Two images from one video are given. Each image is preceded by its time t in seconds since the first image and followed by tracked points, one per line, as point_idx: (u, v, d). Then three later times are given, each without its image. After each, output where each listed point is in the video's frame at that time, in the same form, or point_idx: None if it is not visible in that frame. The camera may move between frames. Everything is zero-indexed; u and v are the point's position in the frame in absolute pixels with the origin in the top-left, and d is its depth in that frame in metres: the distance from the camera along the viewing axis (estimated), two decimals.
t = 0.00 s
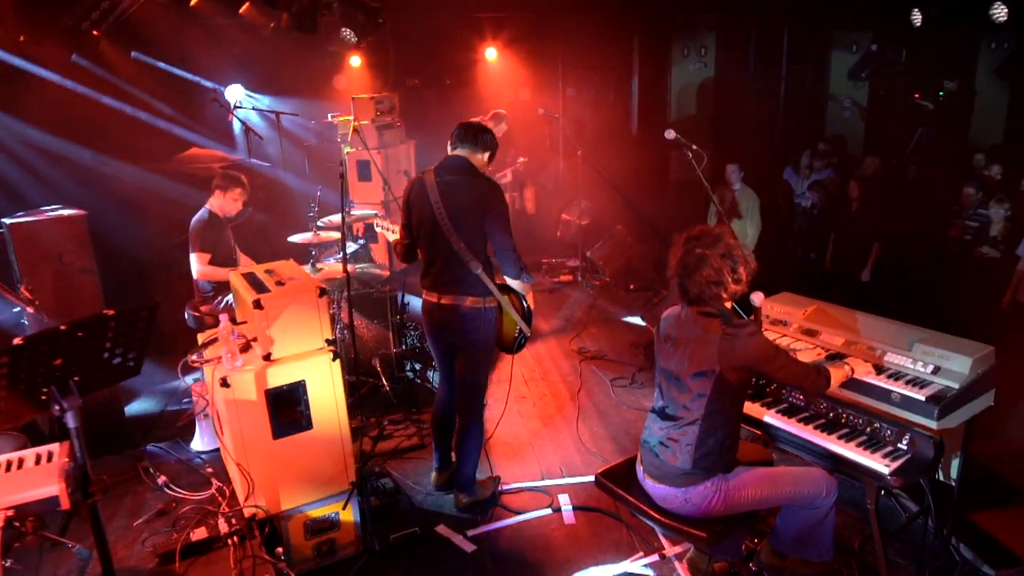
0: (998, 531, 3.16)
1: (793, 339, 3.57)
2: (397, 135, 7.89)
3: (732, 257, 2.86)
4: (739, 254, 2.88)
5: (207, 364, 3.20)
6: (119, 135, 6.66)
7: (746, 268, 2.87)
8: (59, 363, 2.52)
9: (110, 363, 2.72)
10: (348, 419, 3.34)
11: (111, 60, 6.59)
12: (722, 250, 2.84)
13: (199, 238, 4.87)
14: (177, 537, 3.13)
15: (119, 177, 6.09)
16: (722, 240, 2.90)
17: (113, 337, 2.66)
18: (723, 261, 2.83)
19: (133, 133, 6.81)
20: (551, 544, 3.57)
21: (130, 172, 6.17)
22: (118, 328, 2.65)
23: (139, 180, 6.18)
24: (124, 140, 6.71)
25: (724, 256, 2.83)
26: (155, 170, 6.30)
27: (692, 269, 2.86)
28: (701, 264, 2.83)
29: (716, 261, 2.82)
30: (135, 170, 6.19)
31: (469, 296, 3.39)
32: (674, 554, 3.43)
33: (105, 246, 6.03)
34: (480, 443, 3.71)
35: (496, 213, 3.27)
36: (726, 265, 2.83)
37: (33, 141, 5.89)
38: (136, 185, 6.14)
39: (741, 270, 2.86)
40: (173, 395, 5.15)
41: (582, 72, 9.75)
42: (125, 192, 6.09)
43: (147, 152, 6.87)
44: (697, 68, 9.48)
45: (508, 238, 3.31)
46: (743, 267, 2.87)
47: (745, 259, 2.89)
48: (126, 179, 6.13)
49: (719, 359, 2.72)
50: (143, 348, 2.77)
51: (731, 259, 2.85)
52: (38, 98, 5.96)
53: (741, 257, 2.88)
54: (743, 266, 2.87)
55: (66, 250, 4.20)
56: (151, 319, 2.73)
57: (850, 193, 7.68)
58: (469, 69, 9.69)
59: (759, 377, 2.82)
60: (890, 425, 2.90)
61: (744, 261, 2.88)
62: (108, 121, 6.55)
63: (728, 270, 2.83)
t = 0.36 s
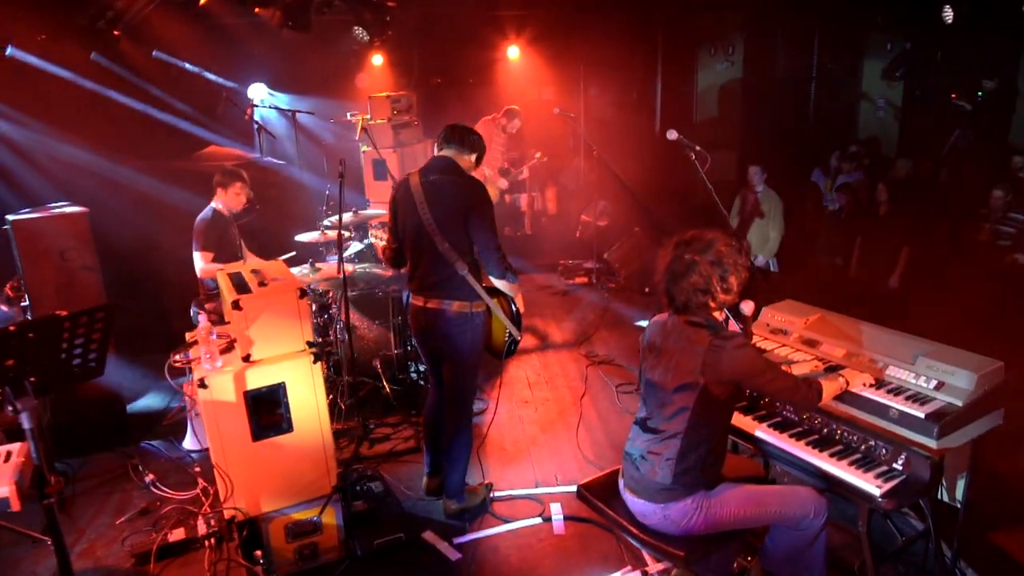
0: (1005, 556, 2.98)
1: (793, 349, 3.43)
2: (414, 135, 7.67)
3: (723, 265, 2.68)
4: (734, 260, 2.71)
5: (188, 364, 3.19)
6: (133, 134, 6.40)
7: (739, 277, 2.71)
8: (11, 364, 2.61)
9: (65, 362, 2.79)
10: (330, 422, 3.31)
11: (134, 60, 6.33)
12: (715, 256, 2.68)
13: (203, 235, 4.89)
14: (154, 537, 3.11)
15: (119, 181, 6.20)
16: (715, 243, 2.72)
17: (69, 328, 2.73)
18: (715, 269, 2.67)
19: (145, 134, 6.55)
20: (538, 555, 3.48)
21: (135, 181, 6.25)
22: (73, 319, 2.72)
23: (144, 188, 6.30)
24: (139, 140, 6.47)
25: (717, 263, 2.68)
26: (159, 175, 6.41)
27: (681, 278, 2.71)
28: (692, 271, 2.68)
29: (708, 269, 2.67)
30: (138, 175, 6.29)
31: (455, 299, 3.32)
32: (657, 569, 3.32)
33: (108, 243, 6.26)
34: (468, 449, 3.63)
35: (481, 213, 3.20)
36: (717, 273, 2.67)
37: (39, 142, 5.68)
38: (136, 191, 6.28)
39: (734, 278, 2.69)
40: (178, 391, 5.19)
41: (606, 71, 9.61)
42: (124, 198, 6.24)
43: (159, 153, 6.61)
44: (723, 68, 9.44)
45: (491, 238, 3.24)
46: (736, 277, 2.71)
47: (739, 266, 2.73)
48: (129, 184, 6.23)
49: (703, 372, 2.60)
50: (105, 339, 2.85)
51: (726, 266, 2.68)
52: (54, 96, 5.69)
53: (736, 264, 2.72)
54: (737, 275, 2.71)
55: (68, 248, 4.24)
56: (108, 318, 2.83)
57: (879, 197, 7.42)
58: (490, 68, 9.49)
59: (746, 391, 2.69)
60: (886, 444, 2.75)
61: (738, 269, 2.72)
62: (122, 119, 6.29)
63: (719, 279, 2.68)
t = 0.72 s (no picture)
0: None
1: (790, 359, 3.30)
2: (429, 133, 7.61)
3: (708, 271, 2.55)
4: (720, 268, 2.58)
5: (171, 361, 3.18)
6: (146, 131, 6.45)
7: (726, 285, 2.59)
8: None
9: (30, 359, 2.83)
10: (312, 422, 3.28)
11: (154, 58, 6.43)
12: (700, 262, 2.55)
13: (207, 232, 4.90)
14: (134, 534, 3.12)
15: (125, 183, 6.37)
16: (701, 249, 2.59)
17: (28, 324, 2.77)
18: (700, 276, 2.55)
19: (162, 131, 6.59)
20: (523, 563, 3.41)
21: (134, 182, 6.39)
22: (31, 316, 2.75)
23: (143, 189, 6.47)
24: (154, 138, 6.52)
25: (702, 269, 2.55)
26: (162, 176, 6.58)
27: (664, 285, 2.59)
28: (675, 277, 2.56)
29: (693, 276, 2.54)
30: (141, 178, 6.47)
31: (440, 302, 3.28)
32: None
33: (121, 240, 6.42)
34: (455, 454, 3.58)
35: (466, 212, 3.15)
36: (702, 280, 2.54)
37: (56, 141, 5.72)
38: (139, 193, 6.47)
39: (721, 286, 2.56)
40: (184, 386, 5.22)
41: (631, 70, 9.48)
42: (130, 199, 6.41)
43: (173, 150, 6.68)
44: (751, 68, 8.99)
45: (476, 238, 3.17)
46: (723, 286, 2.58)
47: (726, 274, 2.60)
48: (134, 187, 6.43)
49: (682, 384, 2.49)
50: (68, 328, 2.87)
51: (712, 274, 2.55)
52: (69, 92, 5.71)
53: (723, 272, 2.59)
54: (724, 283, 2.58)
55: (72, 243, 4.27)
56: (68, 312, 2.84)
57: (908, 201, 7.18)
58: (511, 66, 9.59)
59: (728, 403, 2.58)
60: (876, 462, 2.62)
61: (725, 277, 2.59)
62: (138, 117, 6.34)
63: (704, 288, 2.55)
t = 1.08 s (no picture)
0: None
1: (784, 369, 3.18)
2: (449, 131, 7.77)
3: (686, 277, 2.47)
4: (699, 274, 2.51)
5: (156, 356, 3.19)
6: (163, 128, 6.54)
7: (705, 293, 2.52)
8: None
9: None
10: (295, 422, 3.26)
11: (178, 55, 6.48)
12: (677, 268, 2.48)
13: (215, 228, 4.93)
14: (116, 527, 3.13)
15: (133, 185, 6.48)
16: (679, 254, 2.52)
17: None
18: (677, 282, 2.47)
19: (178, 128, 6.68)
20: (506, 569, 3.35)
21: (137, 185, 6.50)
22: None
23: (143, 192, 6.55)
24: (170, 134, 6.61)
25: (679, 275, 2.47)
26: (171, 178, 6.71)
27: (639, 290, 2.52)
28: (652, 283, 2.49)
29: (670, 282, 2.47)
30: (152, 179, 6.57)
31: (426, 302, 3.24)
32: None
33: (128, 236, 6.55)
34: (442, 456, 3.53)
35: (450, 212, 3.11)
36: (678, 287, 2.47)
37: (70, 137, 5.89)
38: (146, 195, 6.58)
39: (700, 294, 2.49)
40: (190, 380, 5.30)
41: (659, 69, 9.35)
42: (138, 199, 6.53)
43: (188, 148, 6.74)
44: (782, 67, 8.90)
45: (459, 239, 3.13)
46: (702, 294, 2.51)
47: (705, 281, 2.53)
48: (141, 190, 6.54)
49: (654, 393, 2.42)
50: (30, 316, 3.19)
51: (689, 280, 2.48)
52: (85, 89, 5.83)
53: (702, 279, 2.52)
54: (702, 290, 2.50)
55: (79, 237, 4.34)
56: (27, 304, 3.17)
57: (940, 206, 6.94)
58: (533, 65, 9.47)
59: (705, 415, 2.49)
60: (863, 481, 2.49)
61: (704, 284, 2.52)
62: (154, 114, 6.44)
63: (681, 294, 2.47)
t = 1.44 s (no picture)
0: None
1: (775, 379, 3.07)
2: (467, 130, 7.84)
3: (658, 284, 2.41)
4: (672, 280, 2.45)
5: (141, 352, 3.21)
6: (180, 125, 6.63)
7: (679, 301, 2.45)
8: None
9: None
10: (277, 420, 3.26)
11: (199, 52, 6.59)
12: (649, 274, 2.41)
13: (223, 226, 4.95)
14: (99, 520, 3.16)
15: (143, 189, 6.55)
16: (653, 260, 2.45)
17: None
18: (649, 289, 2.40)
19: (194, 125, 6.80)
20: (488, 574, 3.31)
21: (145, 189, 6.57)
22: None
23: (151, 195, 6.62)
24: (187, 132, 6.72)
25: (650, 281, 2.41)
26: (183, 179, 6.77)
27: (610, 297, 2.46)
28: (623, 289, 2.42)
29: (642, 289, 2.40)
30: (165, 180, 6.65)
31: (410, 303, 3.19)
32: None
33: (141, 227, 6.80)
34: (427, 459, 3.50)
35: (430, 212, 3.09)
36: (650, 294, 2.40)
37: (89, 134, 6.03)
38: (156, 200, 6.65)
39: (674, 301, 2.42)
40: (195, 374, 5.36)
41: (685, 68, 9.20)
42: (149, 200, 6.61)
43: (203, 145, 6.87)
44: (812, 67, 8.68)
45: (439, 239, 3.10)
46: (676, 302, 2.44)
47: (678, 288, 2.47)
48: (151, 194, 6.61)
49: (622, 403, 2.35)
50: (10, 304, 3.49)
51: (663, 286, 2.41)
52: (106, 84, 5.98)
53: (676, 286, 2.46)
54: (676, 297, 2.43)
55: (86, 231, 4.41)
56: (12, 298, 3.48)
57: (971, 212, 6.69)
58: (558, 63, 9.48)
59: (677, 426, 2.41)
60: (839, 500, 2.37)
61: (678, 290, 2.46)
62: (172, 113, 6.56)
63: (653, 302, 2.40)
